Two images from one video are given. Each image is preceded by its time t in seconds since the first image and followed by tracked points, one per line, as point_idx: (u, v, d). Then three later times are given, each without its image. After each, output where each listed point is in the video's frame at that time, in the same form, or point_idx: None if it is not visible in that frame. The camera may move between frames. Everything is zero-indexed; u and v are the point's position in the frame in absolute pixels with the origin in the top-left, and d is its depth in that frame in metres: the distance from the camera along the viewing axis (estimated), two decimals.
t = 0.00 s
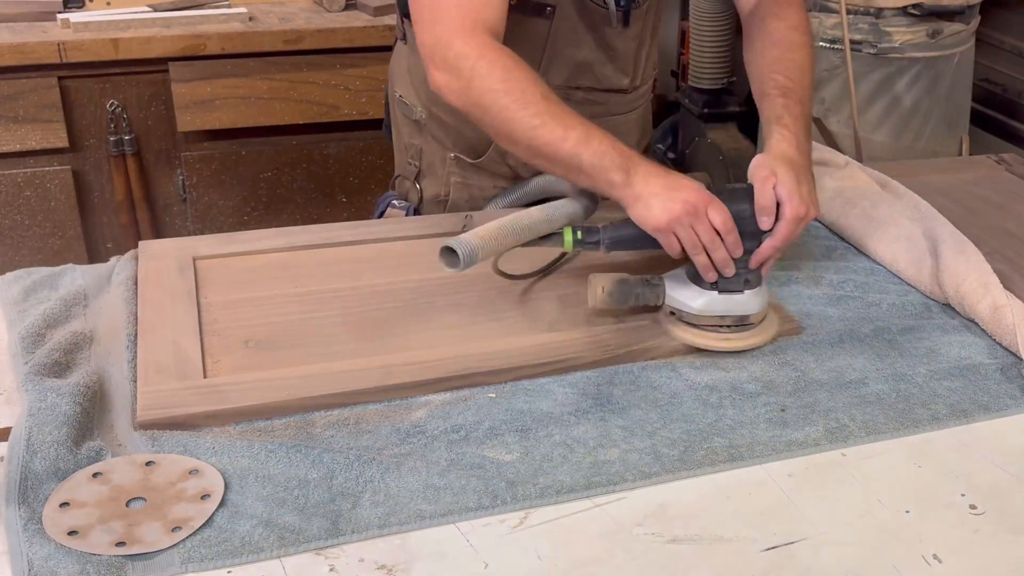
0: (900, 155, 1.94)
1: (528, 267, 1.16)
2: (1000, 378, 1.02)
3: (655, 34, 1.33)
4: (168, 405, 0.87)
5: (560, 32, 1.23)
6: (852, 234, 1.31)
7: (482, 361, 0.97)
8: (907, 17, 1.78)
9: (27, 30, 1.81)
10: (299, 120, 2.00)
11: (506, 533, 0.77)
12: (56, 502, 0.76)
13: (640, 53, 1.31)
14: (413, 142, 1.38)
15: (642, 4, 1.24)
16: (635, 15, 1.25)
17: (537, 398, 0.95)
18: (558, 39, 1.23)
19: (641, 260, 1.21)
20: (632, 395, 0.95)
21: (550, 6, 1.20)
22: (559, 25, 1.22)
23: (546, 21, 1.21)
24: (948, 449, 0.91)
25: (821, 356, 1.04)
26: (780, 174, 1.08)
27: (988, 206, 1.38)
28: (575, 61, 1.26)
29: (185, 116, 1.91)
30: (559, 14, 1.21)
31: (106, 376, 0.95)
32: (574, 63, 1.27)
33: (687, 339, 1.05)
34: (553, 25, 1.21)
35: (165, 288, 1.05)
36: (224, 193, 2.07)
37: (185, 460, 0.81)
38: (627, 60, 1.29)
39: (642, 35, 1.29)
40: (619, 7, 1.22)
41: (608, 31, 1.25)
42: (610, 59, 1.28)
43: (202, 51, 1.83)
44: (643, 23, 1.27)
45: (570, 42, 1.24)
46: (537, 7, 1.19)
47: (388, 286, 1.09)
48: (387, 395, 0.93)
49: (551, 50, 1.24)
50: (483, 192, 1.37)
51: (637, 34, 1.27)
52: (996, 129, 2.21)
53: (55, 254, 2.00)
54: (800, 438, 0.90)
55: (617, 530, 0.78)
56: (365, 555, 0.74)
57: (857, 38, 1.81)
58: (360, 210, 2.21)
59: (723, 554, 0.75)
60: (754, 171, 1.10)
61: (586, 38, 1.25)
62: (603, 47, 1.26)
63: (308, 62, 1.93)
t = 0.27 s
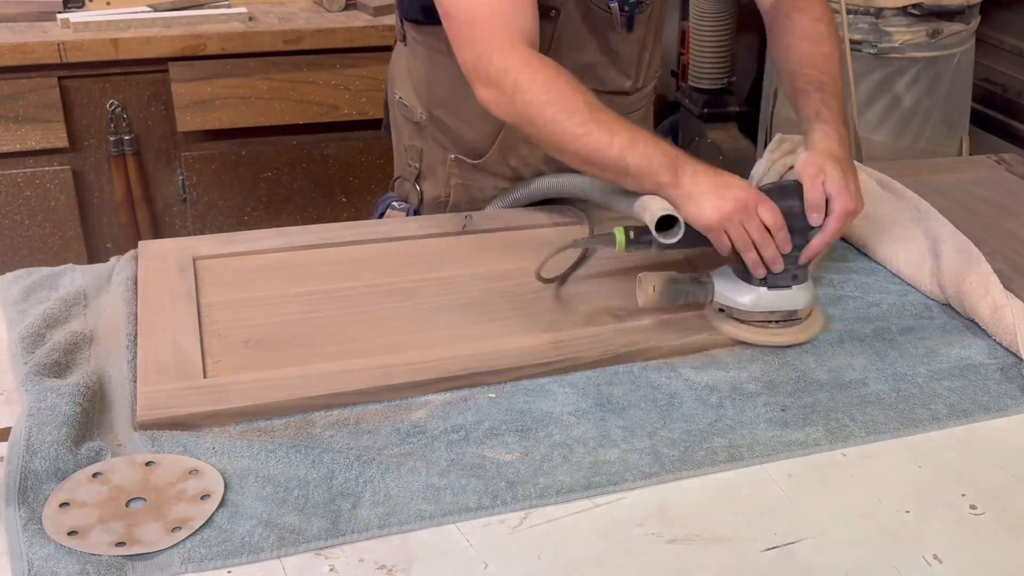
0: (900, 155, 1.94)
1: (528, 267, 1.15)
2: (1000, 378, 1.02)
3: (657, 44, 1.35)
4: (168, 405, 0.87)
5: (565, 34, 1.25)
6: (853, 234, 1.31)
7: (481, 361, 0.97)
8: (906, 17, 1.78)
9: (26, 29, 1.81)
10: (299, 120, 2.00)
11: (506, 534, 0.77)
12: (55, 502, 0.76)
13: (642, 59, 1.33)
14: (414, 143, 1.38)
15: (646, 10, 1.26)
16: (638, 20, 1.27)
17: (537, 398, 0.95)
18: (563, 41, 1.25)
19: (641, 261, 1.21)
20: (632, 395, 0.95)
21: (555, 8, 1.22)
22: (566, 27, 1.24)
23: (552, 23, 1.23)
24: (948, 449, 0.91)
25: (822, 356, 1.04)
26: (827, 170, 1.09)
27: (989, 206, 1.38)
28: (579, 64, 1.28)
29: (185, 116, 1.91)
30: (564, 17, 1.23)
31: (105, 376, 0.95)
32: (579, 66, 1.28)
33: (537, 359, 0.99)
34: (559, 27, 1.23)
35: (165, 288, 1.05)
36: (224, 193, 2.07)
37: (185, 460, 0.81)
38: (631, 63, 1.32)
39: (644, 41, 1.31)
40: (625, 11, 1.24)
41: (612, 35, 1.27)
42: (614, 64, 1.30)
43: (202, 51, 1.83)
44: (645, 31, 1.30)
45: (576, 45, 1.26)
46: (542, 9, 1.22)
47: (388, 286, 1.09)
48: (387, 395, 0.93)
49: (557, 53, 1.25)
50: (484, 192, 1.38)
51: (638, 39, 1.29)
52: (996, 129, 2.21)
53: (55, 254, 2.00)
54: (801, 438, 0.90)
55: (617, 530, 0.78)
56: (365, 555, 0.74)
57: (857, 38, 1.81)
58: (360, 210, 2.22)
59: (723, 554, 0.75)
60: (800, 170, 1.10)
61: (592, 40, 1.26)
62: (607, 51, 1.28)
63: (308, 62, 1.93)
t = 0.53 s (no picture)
0: (899, 155, 1.94)
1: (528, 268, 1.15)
2: (1000, 377, 1.02)
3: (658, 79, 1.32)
4: (168, 405, 0.87)
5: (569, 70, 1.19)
6: (852, 234, 1.31)
7: (481, 361, 0.97)
8: (906, 17, 1.78)
9: (26, 29, 1.80)
10: (299, 120, 2.00)
11: (506, 534, 0.77)
12: (55, 502, 0.76)
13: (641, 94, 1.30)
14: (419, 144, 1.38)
15: (654, 60, 1.21)
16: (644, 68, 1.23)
17: (537, 398, 0.94)
18: (565, 76, 1.20)
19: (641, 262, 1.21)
20: (632, 395, 0.95)
21: (563, 46, 1.16)
22: (572, 64, 1.18)
23: (556, 60, 1.17)
24: (948, 449, 0.91)
25: (821, 355, 1.04)
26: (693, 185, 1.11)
27: (989, 206, 1.38)
28: (580, 98, 1.23)
29: (185, 116, 1.91)
30: (572, 55, 1.17)
31: (105, 376, 0.95)
32: (578, 99, 1.24)
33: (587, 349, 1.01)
34: (564, 64, 1.18)
35: (165, 288, 1.05)
36: (224, 193, 2.07)
37: (185, 461, 0.81)
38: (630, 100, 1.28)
39: (647, 83, 1.27)
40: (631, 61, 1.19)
41: (614, 76, 1.22)
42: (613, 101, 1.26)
43: (202, 51, 1.83)
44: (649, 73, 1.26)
45: (578, 81, 1.21)
46: (548, 46, 1.16)
47: (388, 286, 1.09)
48: (387, 395, 0.93)
49: (560, 87, 1.21)
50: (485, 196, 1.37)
51: (642, 83, 1.26)
52: (996, 129, 2.21)
53: (55, 254, 2.00)
54: (801, 439, 0.90)
55: (617, 531, 0.78)
56: (365, 556, 0.74)
57: (857, 38, 1.81)
58: (360, 211, 2.22)
59: (723, 554, 0.75)
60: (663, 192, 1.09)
61: (594, 80, 1.22)
62: (607, 89, 1.24)
63: (308, 62, 1.93)
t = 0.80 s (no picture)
0: (899, 155, 1.94)
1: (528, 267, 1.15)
2: (1000, 377, 1.03)
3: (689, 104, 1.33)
4: (168, 405, 0.88)
5: (608, 91, 1.20)
6: (853, 234, 1.31)
7: (482, 361, 0.97)
8: (907, 17, 1.77)
9: (26, 29, 1.80)
10: (299, 120, 2.00)
11: (507, 534, 0.77)
12: (55, 503, 0.76)
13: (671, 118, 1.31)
14: (426, 144, 1.38)
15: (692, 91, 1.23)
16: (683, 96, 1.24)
17: (537, 398, 0.95)
18: (603, 97, 1.21)
19: (642, 262, 1.21)
20: (632, 395, 0.95)
21: (609, 67, 1.17)
22: (612, 86, 1.20)
23: (599, 79, 1.19)
24: (948, 449, 0.91)
25: (822, 355, 1.04)
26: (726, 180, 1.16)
27: (988, 207, 1.38)
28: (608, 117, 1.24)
29: (186, 116, 1.91)
30: (616, 78, 1.19)
31: (106, 376, 0.95)
32: (606, 120, 1.25)
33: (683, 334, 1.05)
34: (606, 86, 1.19)
35: (165, 288, 1.05)
36: (224, 193, 2.07)
37: (185, 461, 0.81)
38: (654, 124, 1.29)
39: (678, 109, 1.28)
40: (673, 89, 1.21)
41: (651, 102, 1.23)
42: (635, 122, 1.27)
43: (203, 52, 1.83)
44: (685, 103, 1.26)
45: (614, 103, 1.22)
46: (596, 66, 1.17)
47: (388, 286, 1.09)
48: (387, 394, 0.93)
49: (592, 106, 1.22)
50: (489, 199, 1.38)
51: (674, 109, 1.27)
52: (996, 129, 2.21)
53: (55, 254, 2.00)
54: (801, 439, 0.90)
55: (617, 530, 0.78)
56: (365, 556, 0.74)
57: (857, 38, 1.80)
58: (360, 210, 2.22)
59: (723, 555, 0.75)
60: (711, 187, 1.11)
61: (628, 102, 1.23)
62: (636, 111, 1.25)
63: (308, 62, 1.93)
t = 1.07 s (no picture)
0: (900, 155, 1.94)
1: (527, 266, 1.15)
2: (1001, 378, 1.02)
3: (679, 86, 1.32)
4: (168, 405, 0.87)
5: (597, 68, 1.20)
6: (852, 234, 1.31)
7: (482, 361, 0.97)
8: (907, 17, 1.77)
9: (26, 29, 1.80)
10: (299, 120, 2.00)
11: (507, 534, 0.77)
12: (55, 502, 0.76)
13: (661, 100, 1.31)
14: (424, 141, 1.38)
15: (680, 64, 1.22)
16: (671, 71, 1.23)
17: (538, 398, 0.95)
18: (593, 75, 1.21)
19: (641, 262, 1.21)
20: (632, 395, 0.95)
21: (595, 42, 1.17)
22: (600, 63, 1.19)
23: (588, 56, 1.18)
24: (948, 449, 0.91)
25: (822, 355, 1.04)
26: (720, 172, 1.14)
27: (989, 207, 1.38)
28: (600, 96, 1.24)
29: (186, 116, 1.91)
30: (603, 53, 1.18)
31: (106, 376, 0.95)
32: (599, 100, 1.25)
33: (681, 347, 1.03)
34: (594, 62, 1.19)
35: (165, 288, 1.05)
36: (224, 193, 2.07)
37: (185, 461, 0.81)
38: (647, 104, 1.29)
39: (669, 86, 1.27)
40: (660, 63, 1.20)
41: (641, 78, 1.23)
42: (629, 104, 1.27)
43: (203, 51, 1.83)
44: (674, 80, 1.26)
45: (604, 81, 1.22)
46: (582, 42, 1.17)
47: (388, 286, 1.09)
48: (388, 394, 0.93)
49: (583, 83, 1.22)
50: (487, 196, 1.38)
51: (664, 85, 1.26)
52: (995, 129, 2.21)
53: (55, 254, 2.00)
54: (801, 439, 0.90)
55: (617, 530, 0.78)
56: (365, 555, 0.74)
57: (857, 38, 1.80)
58: (360, 210, 2.22)
59: (723, 554, 0.76)
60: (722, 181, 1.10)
61: (618, 79, 1.23)
62: (628, 89, 1.25)
63: (308, 61, 1.93)
